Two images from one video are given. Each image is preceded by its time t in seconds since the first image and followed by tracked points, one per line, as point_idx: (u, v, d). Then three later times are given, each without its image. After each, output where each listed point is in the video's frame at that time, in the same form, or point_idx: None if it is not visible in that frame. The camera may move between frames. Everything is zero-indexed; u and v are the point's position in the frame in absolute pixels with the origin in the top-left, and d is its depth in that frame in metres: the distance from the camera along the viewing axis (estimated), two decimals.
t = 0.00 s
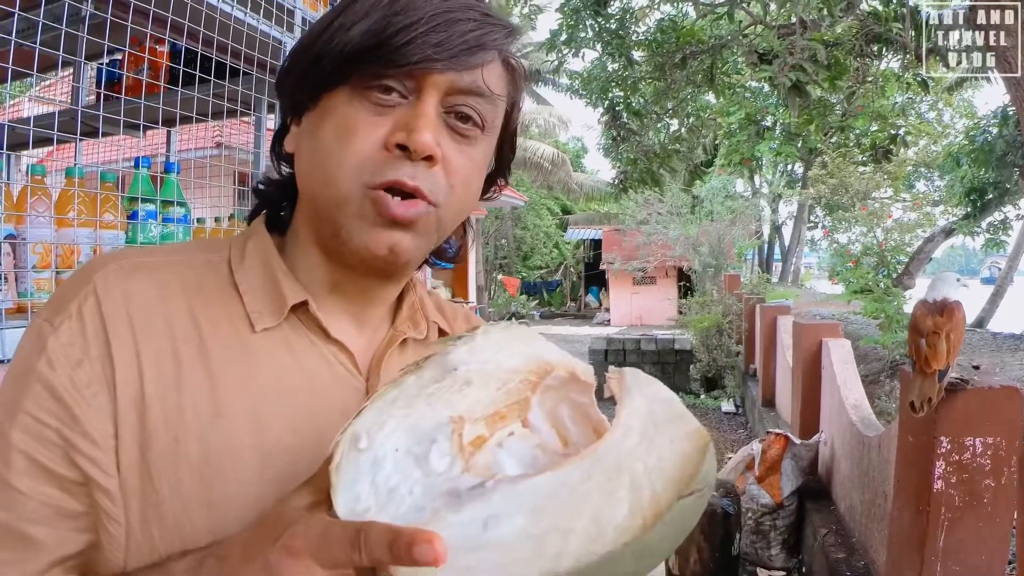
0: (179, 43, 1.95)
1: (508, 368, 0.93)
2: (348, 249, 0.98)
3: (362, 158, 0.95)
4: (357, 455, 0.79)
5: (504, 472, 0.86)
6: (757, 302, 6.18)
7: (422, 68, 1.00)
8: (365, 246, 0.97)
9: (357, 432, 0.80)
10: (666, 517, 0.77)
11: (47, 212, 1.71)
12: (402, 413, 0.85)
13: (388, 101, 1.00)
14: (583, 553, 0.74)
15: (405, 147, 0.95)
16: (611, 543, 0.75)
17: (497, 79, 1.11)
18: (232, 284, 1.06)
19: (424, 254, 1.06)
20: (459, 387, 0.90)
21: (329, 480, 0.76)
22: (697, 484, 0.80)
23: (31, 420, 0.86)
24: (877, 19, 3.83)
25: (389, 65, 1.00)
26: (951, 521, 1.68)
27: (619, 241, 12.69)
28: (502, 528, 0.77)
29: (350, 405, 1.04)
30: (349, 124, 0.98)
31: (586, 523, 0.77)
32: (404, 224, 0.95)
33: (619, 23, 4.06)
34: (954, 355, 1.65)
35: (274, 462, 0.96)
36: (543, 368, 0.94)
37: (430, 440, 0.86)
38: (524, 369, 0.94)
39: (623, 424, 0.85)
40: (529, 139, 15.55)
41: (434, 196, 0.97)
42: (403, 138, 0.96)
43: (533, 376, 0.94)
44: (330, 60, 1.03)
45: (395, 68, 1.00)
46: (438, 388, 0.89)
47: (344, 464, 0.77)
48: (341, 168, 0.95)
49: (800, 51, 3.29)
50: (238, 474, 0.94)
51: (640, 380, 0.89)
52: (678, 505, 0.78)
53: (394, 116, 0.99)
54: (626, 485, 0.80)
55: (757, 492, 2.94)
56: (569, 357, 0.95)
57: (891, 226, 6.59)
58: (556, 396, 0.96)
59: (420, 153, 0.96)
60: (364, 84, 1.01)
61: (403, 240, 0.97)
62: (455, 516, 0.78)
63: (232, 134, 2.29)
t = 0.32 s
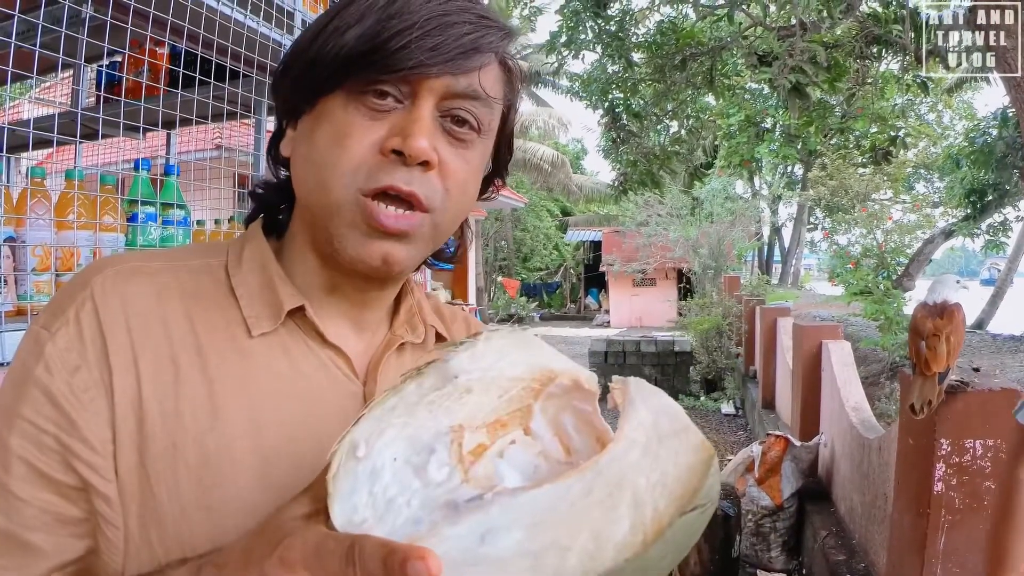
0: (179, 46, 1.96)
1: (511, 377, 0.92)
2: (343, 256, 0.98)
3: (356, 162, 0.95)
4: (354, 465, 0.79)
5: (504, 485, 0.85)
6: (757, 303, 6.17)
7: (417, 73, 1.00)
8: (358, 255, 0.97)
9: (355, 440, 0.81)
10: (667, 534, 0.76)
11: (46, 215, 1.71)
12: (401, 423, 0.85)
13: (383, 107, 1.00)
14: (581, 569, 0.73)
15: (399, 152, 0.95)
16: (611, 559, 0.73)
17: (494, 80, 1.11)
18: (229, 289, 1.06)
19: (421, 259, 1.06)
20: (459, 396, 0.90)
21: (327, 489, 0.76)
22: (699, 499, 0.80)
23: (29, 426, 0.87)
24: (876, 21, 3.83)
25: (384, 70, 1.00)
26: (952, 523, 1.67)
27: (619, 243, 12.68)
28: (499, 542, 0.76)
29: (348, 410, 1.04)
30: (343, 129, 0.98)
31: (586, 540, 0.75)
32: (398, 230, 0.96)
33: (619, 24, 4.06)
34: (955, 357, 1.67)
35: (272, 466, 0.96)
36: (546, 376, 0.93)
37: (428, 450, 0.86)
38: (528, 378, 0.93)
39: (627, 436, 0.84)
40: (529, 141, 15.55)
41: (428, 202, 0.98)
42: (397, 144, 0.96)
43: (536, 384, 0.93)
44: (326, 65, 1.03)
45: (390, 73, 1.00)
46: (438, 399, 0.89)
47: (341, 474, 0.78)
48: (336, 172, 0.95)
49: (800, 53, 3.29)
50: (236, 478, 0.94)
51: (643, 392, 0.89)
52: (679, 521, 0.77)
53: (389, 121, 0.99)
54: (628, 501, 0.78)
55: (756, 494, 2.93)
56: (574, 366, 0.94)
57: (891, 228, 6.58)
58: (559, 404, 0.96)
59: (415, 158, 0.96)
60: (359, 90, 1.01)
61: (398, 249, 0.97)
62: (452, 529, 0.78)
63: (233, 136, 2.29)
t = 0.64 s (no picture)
0: (179, 49, 1.95)
1: (509, 367, 0.93)
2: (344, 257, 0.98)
3: (358, 164, 0.95)
4: (351, 451, 0.78)
5: (501, 470, 0.85)
6: (756, 306, 6.17)
7: (419, 79, 1.00)
8: (361, 251, 0.96)
9: (354, 428, 0.81)
10: (664, 517, 0.76)
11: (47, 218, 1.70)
12: (401, 410, 0.85)
13: (385, 112, 1.00)
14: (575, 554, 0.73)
15: (401, 158, 0.95)
16: (607, 543, 0.74)
17: (496, 86, 1.11)
18: (229, 295, 1.06)
19: (423, 262, 1.05)
20: (457, 385, 0.90)
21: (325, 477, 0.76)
22: (697, 484, 0.79)
23: (31, 433, 0.86)
24: (875, 23, 3.84)
25: (386, 76, 1.00)
26: (951, 525, 1.67)
27: (617, 245, 12.67)
28: (496, 524, 0.76)
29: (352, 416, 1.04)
30: (345, 133, 0.98)
31: (582, 523, 0.76)
32: (401, 233, 0.95)
33: (618, 27, 4.03)
34: (954, 360, 1.66)
35: (274, 472, 0.96)
36: (545, 367, 0.95)
37: (427, 438, 0.86)
38: (526, 369, 0.94)
39: (624, 424, 0.84)
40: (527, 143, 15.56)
41: (431, 206, 0.97)
42: (400, 149, 0.95)
43: (534, 374, 0.95)
44: (326, 71, 1.03)
45: (391, 79, 1.00)
46: (438, 388, 0.89)
47: (340, 461, 0.77)
48: (337, 173, 0.95)
49: (799, 56, 3.30)
50: (239, 485, 0.94)
51: (640, 380, 0.89)
52: (676, 505, 0.77)
53: (390, 126, 0.99)
54: (625, 485, 0.79)
55: (755, 496, 2.93)
56: (571, 358, 0.96)
57: (889, 229, 6.63)
58: (558, 395, 0.97)
59: (417, 164, 0.95)
60: (361, 95, 1.01)
61: (400, 249, 0.96)
62: (449, 514, 0.77)
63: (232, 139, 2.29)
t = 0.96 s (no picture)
0: (179, 50, 1.95)
1: (525, 383, 0.90)
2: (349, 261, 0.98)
3: (363, 170, 0.95)
4: (359, 463, 0.77)
5: (510, 489, 0.85)
6: (755, 307, 6.17)
7: (422, 83, 1.00)
8: (367, 255, 0.96)
9: (362, 437, 0.79)
10: (675, 548, 0.76)
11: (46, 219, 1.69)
12: (412, 422, 0.83)
13: (388, 115, 0.99)
14: None
15: (406, 162, 0.95)
16: (616, 569, 0.73)
17: (497, 90, 1.11)
18: (228, 297, 1.05)
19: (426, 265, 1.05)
20: (471, 398, 0.88)
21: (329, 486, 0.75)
22: (712, 514, 0.79)
23: (29, 435, 0.86)
24: (875, 25, 3.84)
25: (389, 78, 0.99)
26: (952, 527, 1.67)
27: (617, 247, 12.67)
28: (502, 546, 0.76)
29: (352, 419, 1.03)
30: (348, 137, 0.98)
31: (590, 550, 0.75)
32: (406, 236, 0.95)
33: (617, 28, 4.04)
34: (954, 363, 1.66)
35: (274, 475, 0.95)
36: (562, 384, 0.92)
37: (436, 450, 0.85)
38: (543, 384, 0.91)
39: (640, 445, 0.85)
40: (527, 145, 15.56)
41: (435, 210, 0.97)
42: (404, 153, 0.95)
43: (551, 391, 0.92)
44: (327, 73, 1.02)
45: (394, 82, 0.99)
46: (450, 401, 0.87)
47: (346, 471, 0.76)
48: (341, 178, 0.95)
49: (798, 59, 3.31)
50: (238, 487, 0.93)
51: (659, 403, 0.90)
52: (689, 536, 0.77)
53: (394, 129, 0.98)
54: (637, 510, 0.79)
55: (755, 498, 2.93)
56: (590, 373, 0.93)
57: (889, 231, 6.63)
58: (575, 412, 0.94)
59: (422, 168, 0.95)
60: (363, 97, 1.00)
61: (404, 251, 0.96)
62: (455, 532, 0.77)
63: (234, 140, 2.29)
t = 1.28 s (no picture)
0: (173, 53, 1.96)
1: (524, 393, 0.88)
2: (337, 240, 0.94)
3: (343, 140, 0.94)
4: (355, 465, 0.75)
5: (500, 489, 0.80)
6: (750, 310, 6.17)
7: (389, 47, 1.01)
8: (357, 233, 0.92)
9: (360, 440, 0.78)
10: (655, 541, 0.81)
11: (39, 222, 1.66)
12: (410, 427, 0.81)
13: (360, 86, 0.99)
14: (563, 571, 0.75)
15: (384, 125, 0.94)
16: (592, 562, 0.77)
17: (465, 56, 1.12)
18: (215, 301, 1.05)
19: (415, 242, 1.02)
20: (470, 407, 0.86)
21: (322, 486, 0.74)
22: (696, 511, 0.85)
23: (13, 443, 0.86)
24: (870, 28, 3.84)
25: (355, 52, 1.00)
26: (945, 531, 1.67)
27: (613, 251, 12.69)
28: (482, 539, 0.75)
29: (344, 425, 1.02)
30: (323, 115, 0.97)
31: (571, 543, 0.77)
32: (395, 201, 0.92)
33: (612, 31, 4.04)
34: (948, 364, 1.64)
35: (261, 482, 0.93)
36: (563, 397, 0.89)
37: (430, 453, 0.81)
38: (543, 396, 0.89)
39: (630, 447, 0.86)
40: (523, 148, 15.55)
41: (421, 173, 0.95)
42: (381, 117, 0.95)
43: (552, 404, 0.89)
44: (294, 63, 1.03)
45: (356, 55, 1.00)
46: (450, 409, 0.84)
47: (342, 471, 0.75)
48: (322, 153, 0.94)
49: (792, 62, 3.33)
50: (225, 494, 0.91)
51: (653, 408, 0.89)
52: (671, 531, 0.83)
53: (365, 98, 0.98)
54: (619, 507, 0.81)
55: (749, 501, 2.93)
56: (589, 383, 0.91)
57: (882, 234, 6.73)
58: (576, 427, 0.90)
59: (400, 128, 0.95)
60: (331, 76, 1.00)
61: (392, 220, 0.92)
62: (439, 526, 0.75)
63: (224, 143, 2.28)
